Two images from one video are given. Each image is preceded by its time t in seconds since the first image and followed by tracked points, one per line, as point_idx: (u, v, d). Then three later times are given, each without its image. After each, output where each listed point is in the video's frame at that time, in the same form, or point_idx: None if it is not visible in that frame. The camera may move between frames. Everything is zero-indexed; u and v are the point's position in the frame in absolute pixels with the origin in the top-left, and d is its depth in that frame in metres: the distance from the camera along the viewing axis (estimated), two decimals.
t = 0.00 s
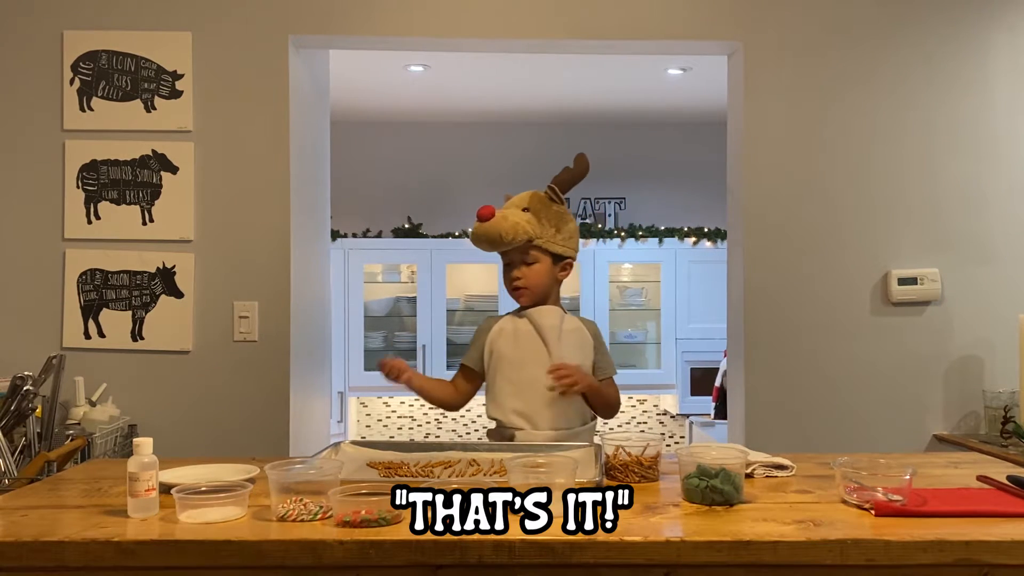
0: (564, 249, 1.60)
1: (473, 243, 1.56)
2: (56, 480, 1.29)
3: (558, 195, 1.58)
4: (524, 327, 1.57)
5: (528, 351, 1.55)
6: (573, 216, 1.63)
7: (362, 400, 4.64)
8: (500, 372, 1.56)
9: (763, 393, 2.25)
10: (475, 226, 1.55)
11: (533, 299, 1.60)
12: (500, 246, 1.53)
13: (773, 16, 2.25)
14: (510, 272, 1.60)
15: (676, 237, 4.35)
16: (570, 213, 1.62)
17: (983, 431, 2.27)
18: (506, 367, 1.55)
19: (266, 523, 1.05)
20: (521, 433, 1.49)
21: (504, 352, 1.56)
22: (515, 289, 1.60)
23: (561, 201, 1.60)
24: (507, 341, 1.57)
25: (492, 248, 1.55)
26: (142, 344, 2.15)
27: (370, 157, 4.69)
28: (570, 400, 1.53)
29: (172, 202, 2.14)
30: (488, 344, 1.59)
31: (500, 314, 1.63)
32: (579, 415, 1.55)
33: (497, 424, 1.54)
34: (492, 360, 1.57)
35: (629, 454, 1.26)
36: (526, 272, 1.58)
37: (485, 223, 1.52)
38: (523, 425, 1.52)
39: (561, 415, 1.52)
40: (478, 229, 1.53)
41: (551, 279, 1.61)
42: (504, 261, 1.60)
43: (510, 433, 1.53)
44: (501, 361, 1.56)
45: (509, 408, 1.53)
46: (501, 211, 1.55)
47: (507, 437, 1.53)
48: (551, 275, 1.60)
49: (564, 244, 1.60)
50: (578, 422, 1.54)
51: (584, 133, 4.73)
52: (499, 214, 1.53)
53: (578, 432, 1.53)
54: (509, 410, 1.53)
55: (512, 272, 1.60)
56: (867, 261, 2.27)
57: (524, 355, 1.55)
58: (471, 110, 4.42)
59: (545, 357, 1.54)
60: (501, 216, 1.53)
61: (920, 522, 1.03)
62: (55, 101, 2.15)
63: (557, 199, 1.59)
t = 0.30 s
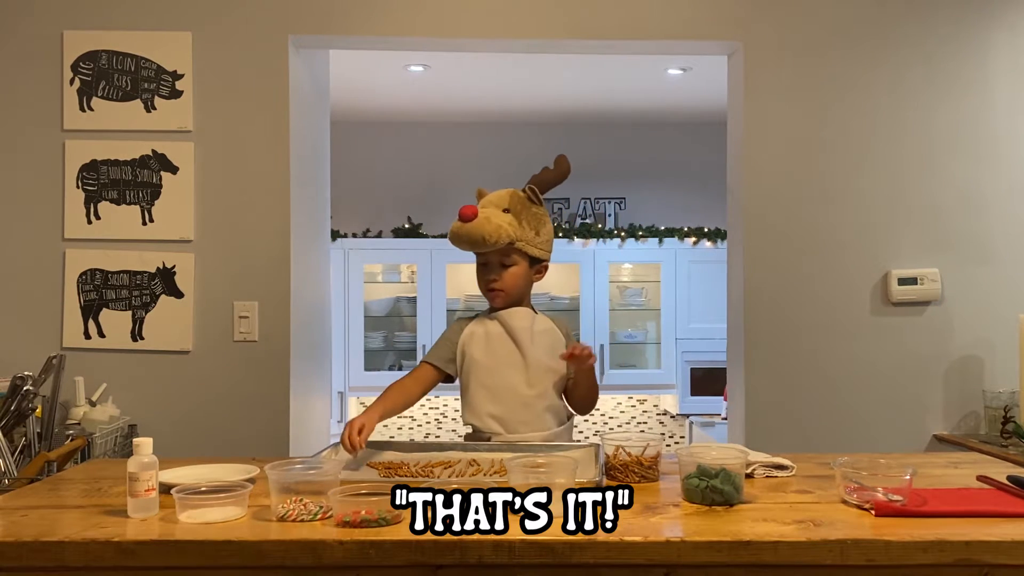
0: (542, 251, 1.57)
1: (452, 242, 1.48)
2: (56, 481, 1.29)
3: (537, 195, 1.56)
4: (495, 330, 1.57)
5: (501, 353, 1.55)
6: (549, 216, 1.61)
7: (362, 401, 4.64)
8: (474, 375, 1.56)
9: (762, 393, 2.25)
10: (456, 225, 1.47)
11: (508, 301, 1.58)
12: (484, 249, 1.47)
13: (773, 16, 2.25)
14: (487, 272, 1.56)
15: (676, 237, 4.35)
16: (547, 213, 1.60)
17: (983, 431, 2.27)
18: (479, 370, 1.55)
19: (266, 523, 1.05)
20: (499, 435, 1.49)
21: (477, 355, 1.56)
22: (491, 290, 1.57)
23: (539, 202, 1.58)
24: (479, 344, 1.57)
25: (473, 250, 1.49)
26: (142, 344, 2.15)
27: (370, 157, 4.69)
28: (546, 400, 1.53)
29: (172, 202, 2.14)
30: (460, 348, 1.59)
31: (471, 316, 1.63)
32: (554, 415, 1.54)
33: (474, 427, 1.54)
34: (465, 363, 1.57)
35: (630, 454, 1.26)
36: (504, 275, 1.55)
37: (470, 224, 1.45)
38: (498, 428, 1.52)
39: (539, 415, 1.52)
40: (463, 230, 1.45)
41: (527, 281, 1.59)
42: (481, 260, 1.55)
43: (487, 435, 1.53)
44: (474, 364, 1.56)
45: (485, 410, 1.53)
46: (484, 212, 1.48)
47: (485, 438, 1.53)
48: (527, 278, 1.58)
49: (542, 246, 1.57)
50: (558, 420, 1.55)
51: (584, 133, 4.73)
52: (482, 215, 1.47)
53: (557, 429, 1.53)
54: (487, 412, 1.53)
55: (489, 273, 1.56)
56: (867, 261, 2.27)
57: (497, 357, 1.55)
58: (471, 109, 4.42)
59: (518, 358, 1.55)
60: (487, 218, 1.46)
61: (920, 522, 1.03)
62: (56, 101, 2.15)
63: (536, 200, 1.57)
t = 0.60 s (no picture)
0: (535, 254, 1.58)
1: (448, 248, 1.47)
2: (56, 481, 1.29)
3: (529, 198, 1.55)
4: (489, 334, 1.57)
5: (496, 356, 1.55)
6: (541, 217, 1.61)
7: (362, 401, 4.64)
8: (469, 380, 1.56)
9: (762, 393, 2.25)
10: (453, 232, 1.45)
11: (501, 304, 1.59)
12: (480, 256, 1.47)
13: (773, 16, 2.25)
14: (481, 277, 1.56)
15: (676, 237, 4.34)
16: (539, 214, 1.60)
17: (983, 431, 2.27)
18: (474, 374, 1.55)
19: (266, 522, 1.05)
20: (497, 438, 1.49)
21: (471, 359, 1.56)
22: (484, 293, 1.57)
23: (532, 204, 1.57)
24: (473, 349, 1.57)
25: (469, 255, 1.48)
26: (142, 344, 2.15)
27: (370, 157, 4.69)
28: (543, 402, 1.54)
29: (172, 202, 2.14)
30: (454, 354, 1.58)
31: (463, 320, 1.63)
32: (552, 417, 1.55)
33: (472, 431, 1.54)
34: (460, 368, 1.57)
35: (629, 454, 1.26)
36: (499, 280, 1.56)
37: (469, 233, 1.43)
38: (497, 432, 1.52)
39: (536, 417, 1.53)
40: (461, 238, 1.44)
41: (520, 284, 1.60)
42: (474, 264, 1.55)
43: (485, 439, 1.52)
44: (469, 369, 1.56)
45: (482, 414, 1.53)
46: (479, 218, 1.47)
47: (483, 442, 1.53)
48: (520, 281, 1.59)
49: (535, 248, 1.58)
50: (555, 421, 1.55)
51: (584, 133, 4.73)
52: (480, 222, 1.45)
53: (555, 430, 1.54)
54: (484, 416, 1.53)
55: (483, 277, 1.56)
56: (867, 261, 2.27)
57: (492, 361, 1.55)
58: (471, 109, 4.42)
59: (513, 361, 1.55)
60: (484, 226, 1.45)
61: (920, 522, 1.03)
62: (56, 101, 2.15)
63: (528, 201, 1.56)
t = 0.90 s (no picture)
0: (545, 256, 1.59)
1: (470, 252, 1.43)
2: (55, 481, 1.29)
3: (543, 201, 1.55)
4: (493, 335, 1.57)
5: (499, 357, 1.55)
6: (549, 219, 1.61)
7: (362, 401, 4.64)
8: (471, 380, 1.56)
9: (762, 393, 2.25)
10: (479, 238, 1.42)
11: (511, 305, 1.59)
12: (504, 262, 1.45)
13: (773, 16, 2.25)
14: (494, 279, 1.55)
15: (676, 237, 4.34)
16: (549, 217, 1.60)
17: (983, 431, 2.27)
18: (477, 374, 1.55)
19: (266, 522, 1.05)
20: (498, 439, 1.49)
21: (474, 359, 1.55)
22: (494, 294, 1.58)
23: (543, 208, 1.57)
24: (476, 349, 1.56)
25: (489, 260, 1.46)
26: (142, 344, 2.15)
27: (370, 157, 4.68)
28: (544, 403, 1.54)
29: (172, 202, 2.14)
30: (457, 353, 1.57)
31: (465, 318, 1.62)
32: (554, 418, 1.55)
33: (473, 431, 1.54)
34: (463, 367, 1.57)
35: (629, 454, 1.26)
36: (512, 282, 1.56)
37: (497, 239, 1.40)
38: (499, 433, 1.52)
39: (537, 418, 1.53)
40: (490, 245, 1.41)
41: (529, 285, 1.61)
42: (487, 267, 1.54)
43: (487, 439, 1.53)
44: (472, 368, 1.56)
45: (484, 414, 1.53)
46: (505, 223, 1.44)
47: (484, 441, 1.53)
48: (530, 282, 1.60)
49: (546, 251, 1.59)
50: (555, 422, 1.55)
51: (584, 134, 4.73)
52: (505, 228, 1.43)
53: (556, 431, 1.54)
54: (486, 416, 1.53)
55: (496, 280, 1.55)
56: (867, 261, 2.27)
57: (495, 361, 1.54)
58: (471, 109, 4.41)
59: (516, 362, 1.55)
60: (512, 232, 1.43)
61: (920, 522, 1.03)
62: (55, 101, 2.15)
63: (541, 205, 1.56)
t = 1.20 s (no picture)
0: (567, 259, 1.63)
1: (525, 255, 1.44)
2: (55, 481, 1.29)
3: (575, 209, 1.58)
4: (498, 332, 1.57)
5: (505, 354, 1.55)
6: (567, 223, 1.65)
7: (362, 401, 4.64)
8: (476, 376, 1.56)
9: (762, 393, 2.25)
10: (539, 243, 1.43)
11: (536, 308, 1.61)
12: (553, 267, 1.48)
13: (772, 17, 2.25)
14: (528, 282, 1.56)
15: (676, 237, 4.34)
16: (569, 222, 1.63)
17: (983, 431, 2.27)
18: (482, 371, 1.55)
19: (266, 522, 1.05)
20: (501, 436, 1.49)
21: (480, 356, 1.55)
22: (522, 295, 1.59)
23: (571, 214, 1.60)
24: (482, 345, 1.56)
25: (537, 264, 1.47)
26: (142, 344, 2.15)
27: (370, 157, 4.68)
28: (548, 402, 1.54)
29: (172, 202, 2.14)
30: (463, 349, 1.57)
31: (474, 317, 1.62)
32: (557, 417, 1.55)
33: (477, 428, 1.54)
34: (468, 364, 1.56)
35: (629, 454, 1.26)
36: (543, 286, 1.58)
37: (560, 245, 1.43)
38: (502, 430, 1.51)
39: (541, 417, 1.53)
40: (553, 251, 1.43)
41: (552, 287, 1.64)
42: (523, 269, 1.54)
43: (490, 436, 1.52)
44: (477, 365, 1.55)
45: (488, 410, 1.53)
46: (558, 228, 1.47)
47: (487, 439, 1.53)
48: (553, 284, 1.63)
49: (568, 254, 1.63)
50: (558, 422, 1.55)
51: (584, 134, 4.73)
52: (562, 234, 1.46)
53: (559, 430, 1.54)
54: (489, 413, 1.53)
55: (530, 283, 1.56)
56: (867, 261, 2.27)
57: (500, 358, 1.54)
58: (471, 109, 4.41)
59: (521, 360, 1.55)
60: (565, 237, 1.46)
61: (920, 522, 1.03)
62: (55, 101, 2.15)
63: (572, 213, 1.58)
